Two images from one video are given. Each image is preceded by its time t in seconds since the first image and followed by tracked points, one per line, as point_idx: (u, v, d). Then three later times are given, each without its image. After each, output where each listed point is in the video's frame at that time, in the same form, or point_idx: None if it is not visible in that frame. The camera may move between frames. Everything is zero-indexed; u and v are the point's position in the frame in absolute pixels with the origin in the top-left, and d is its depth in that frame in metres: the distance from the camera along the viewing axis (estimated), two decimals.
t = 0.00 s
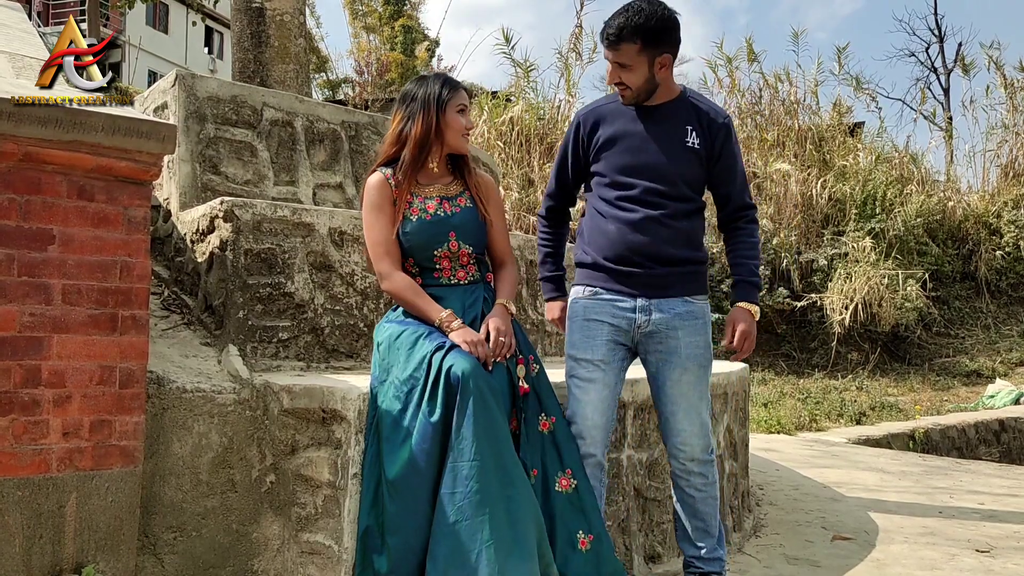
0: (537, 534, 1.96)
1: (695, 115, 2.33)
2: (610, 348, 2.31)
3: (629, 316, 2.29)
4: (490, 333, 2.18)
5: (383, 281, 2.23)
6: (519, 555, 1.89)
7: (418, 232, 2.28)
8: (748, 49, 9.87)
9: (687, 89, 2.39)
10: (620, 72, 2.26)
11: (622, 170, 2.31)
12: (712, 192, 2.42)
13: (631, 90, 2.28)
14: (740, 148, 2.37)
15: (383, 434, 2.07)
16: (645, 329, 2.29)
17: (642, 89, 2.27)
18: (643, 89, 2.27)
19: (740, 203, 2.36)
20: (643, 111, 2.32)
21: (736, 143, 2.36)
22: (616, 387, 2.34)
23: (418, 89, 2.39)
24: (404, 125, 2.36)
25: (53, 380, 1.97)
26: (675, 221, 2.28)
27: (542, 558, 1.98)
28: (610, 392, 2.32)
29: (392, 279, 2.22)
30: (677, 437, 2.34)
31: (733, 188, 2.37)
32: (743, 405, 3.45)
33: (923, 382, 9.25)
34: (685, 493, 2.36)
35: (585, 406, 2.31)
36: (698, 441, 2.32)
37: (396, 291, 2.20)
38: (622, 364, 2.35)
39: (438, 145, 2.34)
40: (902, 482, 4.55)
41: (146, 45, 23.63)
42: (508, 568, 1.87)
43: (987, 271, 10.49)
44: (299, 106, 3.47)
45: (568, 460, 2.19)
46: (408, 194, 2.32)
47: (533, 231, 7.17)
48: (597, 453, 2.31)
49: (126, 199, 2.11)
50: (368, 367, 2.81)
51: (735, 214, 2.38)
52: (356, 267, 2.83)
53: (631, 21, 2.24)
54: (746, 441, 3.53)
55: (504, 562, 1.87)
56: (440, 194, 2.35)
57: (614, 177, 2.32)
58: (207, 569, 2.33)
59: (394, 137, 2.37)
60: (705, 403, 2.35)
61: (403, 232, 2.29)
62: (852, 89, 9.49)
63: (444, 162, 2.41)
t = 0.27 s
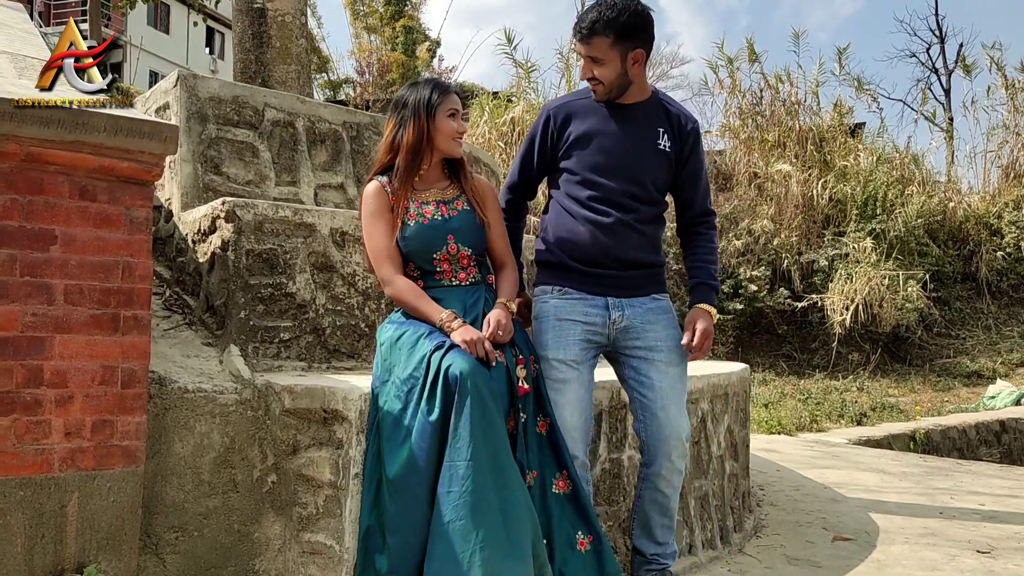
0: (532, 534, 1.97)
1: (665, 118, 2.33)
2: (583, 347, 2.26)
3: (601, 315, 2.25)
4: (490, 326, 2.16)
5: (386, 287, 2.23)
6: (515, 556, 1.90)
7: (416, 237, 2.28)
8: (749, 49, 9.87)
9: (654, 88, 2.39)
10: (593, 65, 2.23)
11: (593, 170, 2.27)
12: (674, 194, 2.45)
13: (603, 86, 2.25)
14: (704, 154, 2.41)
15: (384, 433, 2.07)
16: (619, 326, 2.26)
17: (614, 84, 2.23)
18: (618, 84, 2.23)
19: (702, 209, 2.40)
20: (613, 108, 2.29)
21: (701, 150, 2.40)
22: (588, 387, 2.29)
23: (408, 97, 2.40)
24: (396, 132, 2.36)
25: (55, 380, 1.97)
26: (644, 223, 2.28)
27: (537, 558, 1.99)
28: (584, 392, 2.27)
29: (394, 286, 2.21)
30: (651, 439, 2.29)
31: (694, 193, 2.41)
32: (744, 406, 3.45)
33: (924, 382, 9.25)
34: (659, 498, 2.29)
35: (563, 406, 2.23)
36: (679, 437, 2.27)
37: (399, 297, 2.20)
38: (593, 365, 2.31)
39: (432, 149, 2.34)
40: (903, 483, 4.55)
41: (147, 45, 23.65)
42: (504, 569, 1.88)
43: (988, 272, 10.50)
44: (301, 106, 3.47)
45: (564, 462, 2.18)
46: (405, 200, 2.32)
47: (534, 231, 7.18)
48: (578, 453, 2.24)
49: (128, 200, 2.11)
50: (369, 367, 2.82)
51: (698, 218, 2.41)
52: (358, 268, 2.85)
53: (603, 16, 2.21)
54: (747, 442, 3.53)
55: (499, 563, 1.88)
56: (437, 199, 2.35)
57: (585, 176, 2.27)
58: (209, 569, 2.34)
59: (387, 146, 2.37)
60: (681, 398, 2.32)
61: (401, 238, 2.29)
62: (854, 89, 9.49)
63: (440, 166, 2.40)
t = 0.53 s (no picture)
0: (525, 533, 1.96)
1: (661, 142, 2.39)
2: (566, 340, 2.29)
3: (585, 313, 2.32)
4: (489, 330, 2.16)
5: (387, 289, 2.25)
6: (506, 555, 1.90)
7: (414, 239, 2.27)
8: (750, 50, 9.88)
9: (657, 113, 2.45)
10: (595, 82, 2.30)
11: (586, 185, 2.34)
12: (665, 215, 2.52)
13: (605, 102, 2.32)
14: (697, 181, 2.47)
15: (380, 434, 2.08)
16: (601, 324, 2.33)
17: (615, 102, 2.30)
18: (619, 103, 2.31)
19: (695, 232, 2.45)
20: (610, 126, 2.36)
21: (694, 177, 2.46)
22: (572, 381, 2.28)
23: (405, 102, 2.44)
24: (392, 135, 2.40)
25: (56, 381, 1.98)
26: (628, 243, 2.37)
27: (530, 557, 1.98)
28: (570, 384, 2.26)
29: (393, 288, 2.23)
30: (638, 441, 2.32)
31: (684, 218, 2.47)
32: (744, 406, 3.45)
33: (924, 384, 9.24)
34: (649, 501, 2.31)
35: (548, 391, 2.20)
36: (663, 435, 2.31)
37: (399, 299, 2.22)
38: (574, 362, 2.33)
39: (426, 150, 2.36)
40: (904, 484, 4.55)
41: (149, 46, 23.68)
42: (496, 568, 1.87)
43: (989, 273, 10.50)
44: (302, 107, 3.47)
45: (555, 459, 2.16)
46: (403, 202, 2.34)
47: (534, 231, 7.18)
48: (559, 438, 2.18)
49: (130, 200, 2.12)
50: (370, 368, 2.82)
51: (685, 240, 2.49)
52: (358, 269, 2.85)
53: (609, 33, 2.28)
54: (747, 443, 3.53)
55: (491, 562, 1.87)
56: (436, 201, 2.35)
57: (577, 189, 2.34)
58: (209, 569, 2.33)
59: (385, 150, 2.41)
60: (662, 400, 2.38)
61: (400, 240, 2.29)
62: (855, 90, 9.49)
63: (438, 168, 2.42)
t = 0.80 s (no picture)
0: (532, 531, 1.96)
1: (636, 184, 2.58)
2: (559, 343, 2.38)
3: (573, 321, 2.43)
4: (493, 337, 2.17)
5: (383, 282, 2.25)
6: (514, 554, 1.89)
7: (415, 230, 2.28)
8: (750, 50, 9.88)
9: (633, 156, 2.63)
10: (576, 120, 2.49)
11: (567, 218, 2.49)
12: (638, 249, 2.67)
13: (584, 139, 2.49)
14: (671, 222, 2.64)
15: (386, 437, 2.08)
16: (587, 331, 2.43)
17: (594, 140, 2.48)
18: (597, 142, 2.48)
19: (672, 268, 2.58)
20: (589, 166, 2.53)
21: (669, 217, 2.63)
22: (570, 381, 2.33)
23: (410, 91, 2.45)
24: (398, 121, 2.39)
25: (56, 380, 1.98)
26: (603, 275, 2.53)
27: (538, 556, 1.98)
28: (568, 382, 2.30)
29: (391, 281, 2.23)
30: (641, 439, 2.33)
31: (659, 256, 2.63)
32: (744, 406, 3.45)
33: (924, 383, 9.24)
34: (654, 500, 2.32)
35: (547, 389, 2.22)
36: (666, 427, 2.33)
37: (396, 292, 2.22)
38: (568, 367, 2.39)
39: (430, 140, 2.36)
40: (903, 483, 4.55)
41: (148, 46, 23.67)
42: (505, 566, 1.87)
43: (988, 272, 10.50)
44: (301, 106, 3.47)
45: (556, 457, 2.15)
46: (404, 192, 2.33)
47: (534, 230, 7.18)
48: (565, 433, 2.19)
49: (129, 200, 2.11)
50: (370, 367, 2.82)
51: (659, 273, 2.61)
52: (358, 268, 2.85)
53: (596, 76, 2.50)
54: (747, 442, 3.52)
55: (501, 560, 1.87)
56: (437, 193, 2.35)
57: (557, 223, 2.49)
58: (209, 569, 2.33)
59: (388, 137, 2.40)
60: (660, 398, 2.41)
61: (399, 231, 2.29)
62: (855, 90, 9.49)
63: (439, 160, 2.42)
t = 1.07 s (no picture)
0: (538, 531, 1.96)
1: (603, 195, 2.61)
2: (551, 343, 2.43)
3: (561, 323, 2.49)
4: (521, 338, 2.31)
5: (386, 258, 2.18)
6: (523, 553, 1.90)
7: (424, 211, 2.27)
8: (750, 49, 9.88)
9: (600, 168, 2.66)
10: (546, 129, 2.52)
11: (535, 228, 2.53)
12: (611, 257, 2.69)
13: (553, 150, 2.51)
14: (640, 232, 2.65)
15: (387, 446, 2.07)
16: (576, 333, 2.48)
17: (564, 149, 2.49)
18: (566, 152, 2.50)
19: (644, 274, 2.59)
20: (558, 176, 2.56)
21: (638, 228, 2.65)
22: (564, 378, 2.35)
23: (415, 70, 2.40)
24: (412, 100, 2.35)
25: (56, 380, 1.97)
26: (573, 283, 2.56)
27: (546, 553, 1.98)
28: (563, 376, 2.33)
29: (395, 258, 2.16)
30: (638, 435, 2.33)
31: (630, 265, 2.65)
32: (744, 405, 3.45)
33: (924, 383, 9.24)
34: (654, 497, 2.32)
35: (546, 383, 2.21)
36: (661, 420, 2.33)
37: (399, 271, 2.15)
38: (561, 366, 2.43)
39: (443, 124, 2.35)
40: (903, 483, 4.55)
41: (149, 45, 23.69)
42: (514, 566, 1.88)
43: (989, 272, 10.50)
44: (301, 106, 3.47)
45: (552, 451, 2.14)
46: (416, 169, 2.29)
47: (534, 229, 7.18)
48: (569, 431, 2.19)
49: (129, 199, 2.11)
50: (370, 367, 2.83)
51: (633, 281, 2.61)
52: (357, 267, 2.85)
53: (568, 87, 2.54)
54: (747, 441, 3.52)
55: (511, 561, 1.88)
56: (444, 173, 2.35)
57: (529, 234, 2.54)
58: (209, 568, 2.33)
59: (396, 113, 2.35)
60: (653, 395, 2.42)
61: (408, 210, 2.26)
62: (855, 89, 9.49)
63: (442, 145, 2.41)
